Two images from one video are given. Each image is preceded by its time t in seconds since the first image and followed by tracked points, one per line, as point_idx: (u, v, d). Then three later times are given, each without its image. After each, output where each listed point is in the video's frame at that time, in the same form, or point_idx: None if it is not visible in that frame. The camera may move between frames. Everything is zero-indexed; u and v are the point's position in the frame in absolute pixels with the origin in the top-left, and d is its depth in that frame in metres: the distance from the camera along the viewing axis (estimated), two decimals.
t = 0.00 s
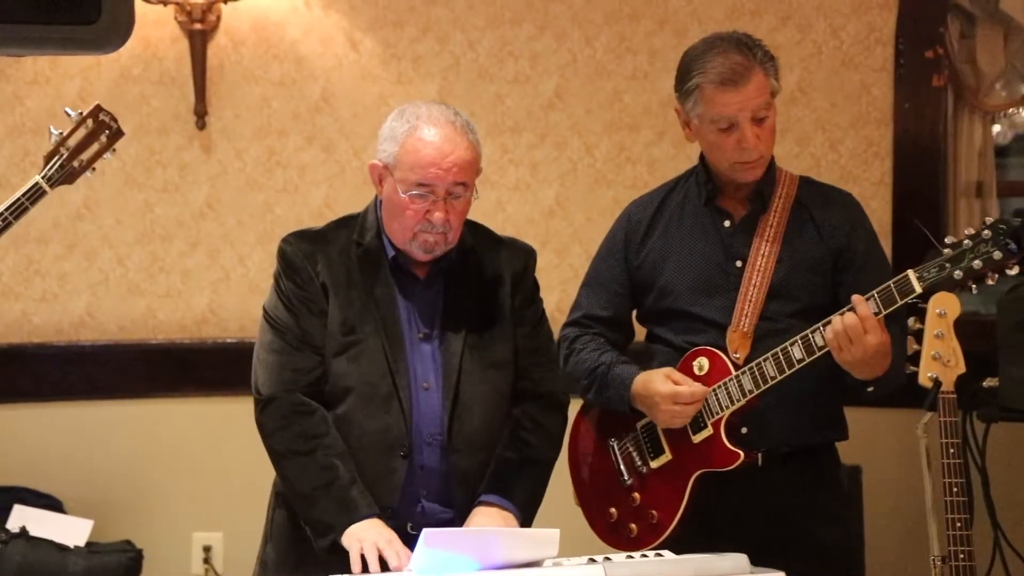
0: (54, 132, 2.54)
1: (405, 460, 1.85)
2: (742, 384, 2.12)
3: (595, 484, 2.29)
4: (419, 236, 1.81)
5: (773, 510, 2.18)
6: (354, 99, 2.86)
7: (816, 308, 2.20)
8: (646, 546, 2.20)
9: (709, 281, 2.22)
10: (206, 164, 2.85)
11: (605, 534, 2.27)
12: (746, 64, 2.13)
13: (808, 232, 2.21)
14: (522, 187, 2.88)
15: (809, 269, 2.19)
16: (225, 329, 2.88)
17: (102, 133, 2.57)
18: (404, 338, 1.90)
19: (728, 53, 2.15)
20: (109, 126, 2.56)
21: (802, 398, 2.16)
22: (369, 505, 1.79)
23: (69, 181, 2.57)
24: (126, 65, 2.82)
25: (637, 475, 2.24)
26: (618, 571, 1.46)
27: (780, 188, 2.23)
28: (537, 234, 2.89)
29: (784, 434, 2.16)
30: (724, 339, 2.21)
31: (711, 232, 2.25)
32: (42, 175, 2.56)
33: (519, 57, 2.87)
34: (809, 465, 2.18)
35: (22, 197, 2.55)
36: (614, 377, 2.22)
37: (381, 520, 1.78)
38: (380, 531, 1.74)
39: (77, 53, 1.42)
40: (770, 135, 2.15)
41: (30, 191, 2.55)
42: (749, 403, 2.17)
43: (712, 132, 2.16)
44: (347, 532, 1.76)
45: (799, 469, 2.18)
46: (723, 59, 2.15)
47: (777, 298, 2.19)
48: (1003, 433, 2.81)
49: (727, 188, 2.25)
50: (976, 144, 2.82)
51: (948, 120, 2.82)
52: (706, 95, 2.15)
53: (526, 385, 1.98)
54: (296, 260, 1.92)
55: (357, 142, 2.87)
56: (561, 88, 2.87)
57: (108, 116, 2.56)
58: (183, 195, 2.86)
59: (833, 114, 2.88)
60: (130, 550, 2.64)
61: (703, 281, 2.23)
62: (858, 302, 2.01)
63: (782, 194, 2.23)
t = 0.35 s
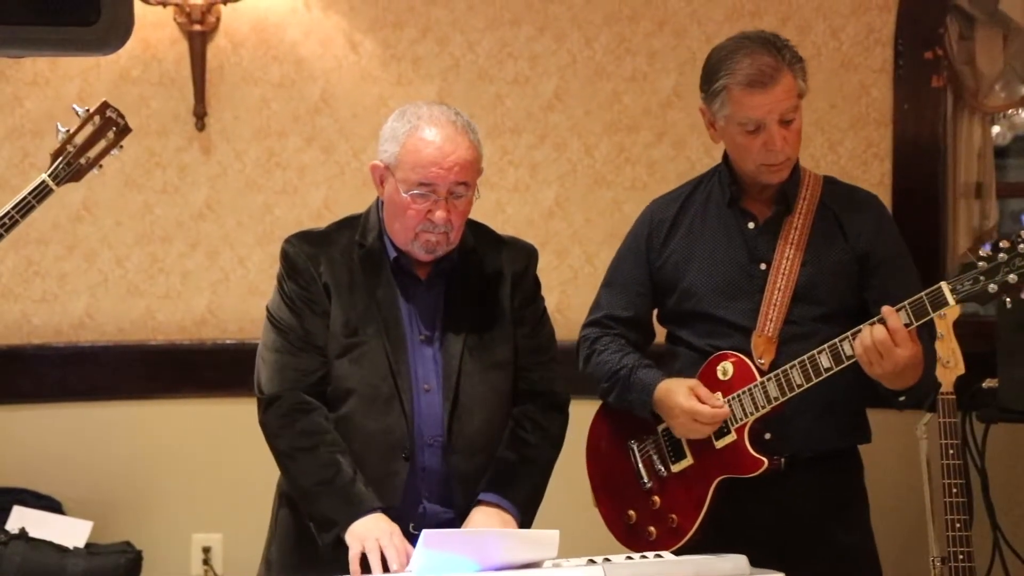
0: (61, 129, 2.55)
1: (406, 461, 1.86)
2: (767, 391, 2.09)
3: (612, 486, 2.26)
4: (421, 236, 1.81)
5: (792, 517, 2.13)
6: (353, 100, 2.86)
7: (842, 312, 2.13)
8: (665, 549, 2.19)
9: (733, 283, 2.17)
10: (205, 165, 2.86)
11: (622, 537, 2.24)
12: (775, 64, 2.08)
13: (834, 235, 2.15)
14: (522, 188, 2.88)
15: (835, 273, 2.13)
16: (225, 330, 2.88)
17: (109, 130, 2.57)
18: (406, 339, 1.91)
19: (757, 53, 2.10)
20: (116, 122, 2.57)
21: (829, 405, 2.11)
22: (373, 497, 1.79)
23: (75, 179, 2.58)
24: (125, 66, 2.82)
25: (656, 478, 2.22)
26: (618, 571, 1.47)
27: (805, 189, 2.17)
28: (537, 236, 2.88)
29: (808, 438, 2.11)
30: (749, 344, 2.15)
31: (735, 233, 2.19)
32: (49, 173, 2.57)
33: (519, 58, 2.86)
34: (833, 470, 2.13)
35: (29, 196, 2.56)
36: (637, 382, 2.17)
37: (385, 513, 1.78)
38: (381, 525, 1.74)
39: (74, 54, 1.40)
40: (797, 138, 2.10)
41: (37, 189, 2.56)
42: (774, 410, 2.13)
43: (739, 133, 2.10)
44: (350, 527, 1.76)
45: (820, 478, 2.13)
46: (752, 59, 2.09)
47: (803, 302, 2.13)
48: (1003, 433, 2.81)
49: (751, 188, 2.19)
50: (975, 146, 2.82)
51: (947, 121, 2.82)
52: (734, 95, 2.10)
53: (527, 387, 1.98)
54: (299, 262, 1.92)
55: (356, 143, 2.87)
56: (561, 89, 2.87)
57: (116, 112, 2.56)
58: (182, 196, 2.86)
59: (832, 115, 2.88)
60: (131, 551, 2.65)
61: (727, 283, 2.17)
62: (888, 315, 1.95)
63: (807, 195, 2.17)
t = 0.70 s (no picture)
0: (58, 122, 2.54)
1: (401, 462, 1.86)
2: (799, 390, 2.04)
3: (643, 492, 2.23)
4: (418, 234, 1.81)
5: (825, 519, 2.11)
6: (347, 101, 2.85)
7: (874, 313, 2.11)
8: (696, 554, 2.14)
9: (762, 282, 2.15)
10: (199, 166, 2.86)
11: (653, 544, 2.21)
12: (817, 58, 2.05)
13: (865, 236, 2.13)
14: (515, 189, 2.88)
15: (867, 273, 2.10)
16: (217, 331, 2.87)
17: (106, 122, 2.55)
18: (401, 340, 1.91)
19: (797, 45, 2.07)
20: (113, 115, 2.54)
21: (861, 406, 2.09)
22: (367, 491, 1.79)
23: (74, 171, 2.57)
24: (118, 67, 2.82)
25: (687, 482, 2.19)
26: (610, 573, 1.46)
27: (836, 189, 2.15)
28: (531, 236, 2.89)
29: (840, 438, 2.08)
30: (778, 343, 2.13)
31: (765, 232, 2.17)
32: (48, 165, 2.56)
33: (512, 58, 2.86)
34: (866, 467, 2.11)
35: (29, 188, 2.55)
36: (664, 384, 2.15)
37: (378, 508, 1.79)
38: (376, 524, 1.74)
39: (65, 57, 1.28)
40: (834, 134, 2.07)
41: (36, 182, 2.55)
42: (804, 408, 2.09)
43: (776, 126, 2.07)
44: (345, 524, 1.76)
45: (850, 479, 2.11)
46: (793, 50, 2.06)
47: (834, 301, 2.11)
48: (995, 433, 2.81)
49: (782, 186, 2.17)
50: (968, 145, 2.80)
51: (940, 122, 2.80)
52: (774, 86, 2.07)
53: (522, 388, 1.99)
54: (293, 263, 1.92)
55: (349, 144, 2.86)
56: (554, 89, 2.86)
57: (112, 106, 2.54)
58: (175, 197, 2.86)
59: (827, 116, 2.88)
60: (123, 552, 2.65)
61: (755, 283, 2.15)
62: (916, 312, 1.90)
63: (838, 194, 2.14)
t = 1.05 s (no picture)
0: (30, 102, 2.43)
1: (388, 463, 1.86)
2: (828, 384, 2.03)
3: (678, 500, 2.24)
4: (404, 234, 1.81)
5: (881, 524, 2.16)
6: (332, 101, 2.85)
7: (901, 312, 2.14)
8: (731, 561, 2.15)
9: (789, 284, 2.17)
10: (183, 166, 2.85)
11: (690, 551, 2.21)
12: (848, 53, 2.09)
13: (893, 235, 2.16)
14: (501, 189, 2.88)
15: (895, 272, 2.13)
16: (203, 330, 2.88)
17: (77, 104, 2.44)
18: (389, 341, 1.91)
19: (830, 40, 2.11)
20: (84, 96, 2.43)
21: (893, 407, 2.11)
22: (353, 506, 1.80)
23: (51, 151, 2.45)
24: (102, 66, 2.81)
25: (721, 488, 2.19)
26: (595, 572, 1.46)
27: (863, 189, 2.18)
28: (515, 236, 2.89)
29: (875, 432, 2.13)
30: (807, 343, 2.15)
31: (791, 233, 2.19)
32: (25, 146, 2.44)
33: (498, 58, 2.85)
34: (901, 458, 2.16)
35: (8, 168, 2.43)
36: (695, 391, 2.18)
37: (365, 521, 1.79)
38: (363, 533, 1.75)
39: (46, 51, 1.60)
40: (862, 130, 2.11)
41: (14, 160, 2.43)
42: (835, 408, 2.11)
43: (805, 121, 2.11)
44: (329, 536, 1.76)
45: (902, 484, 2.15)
46: (824, 45, 2.10)
47: (862, 300, 2.14)
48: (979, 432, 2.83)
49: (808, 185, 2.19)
50: (951, 144, 2.81)
51: (924, 124, 2.80)
52: (805, 81, 2.10)
53: (509, 387, 1.99)
54: (281, 263, 1.92)
55: (334, 144, 2.86)
56: (540, 89, 2.86)
57: (83, 87, 2.43)
58: (160, 198, 2.85)
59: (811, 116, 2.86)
60: (107, 552, 2.63)
61: (783, 285, 2.17)
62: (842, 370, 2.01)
63: (864, 195, 2.17)
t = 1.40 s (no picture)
0: None
1: (367, 461, 1.85)
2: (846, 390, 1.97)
3: (683, 494, 2.15)
4: (385, 232, 1.81)
5: (878, 528, 2.04)
6: (309, 100, 2.84)
7: (914, 316, 2.06)
8: (729, 559, 2.07)
9: (802, 281, 2.08)
10: (159, 165, 2.84)
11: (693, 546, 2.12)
12: (872, 53, 1.99)
13: (906, 236, 2.07)
14: (478, 188, 2.88)
15: (908, 275, 2.05)
16: (179, 330, 2.87)
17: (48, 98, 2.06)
18: (367, 340, 1.91)
19: (853, 37, 2.00)
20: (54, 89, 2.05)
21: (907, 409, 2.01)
22: (330, 492, 1.78)
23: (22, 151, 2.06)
24: (77, 65, 2.80)
25: (729, 485, 2.09)
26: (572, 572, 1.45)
27: (876, 191, 2.09)
28: (493, 235, 2.89)
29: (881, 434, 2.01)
30: (821, 345, 2.05)
31: (804, 229, 2.10)
32: None
33: (475, 58, 2.85)
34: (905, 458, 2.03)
35: None
36: (708, 387, 2.08)
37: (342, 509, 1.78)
38: (341, 525, 1.74)
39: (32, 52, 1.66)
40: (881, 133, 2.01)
41: None
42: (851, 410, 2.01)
43: (824, 120, 2.00)
44: (306, 526, 1.75)
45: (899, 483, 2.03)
46: (847, 42, 2.00)
47: (876, 303, 2.05)
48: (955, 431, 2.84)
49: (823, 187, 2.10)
50: (927, 145, 2.81)
51: (897, 124, 2.81)
52: (827, 79, 1.99)
53: (487, 386, 1.99)
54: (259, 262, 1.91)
55: (312, 143, 2.86)
56: (517, 89, 2.86)
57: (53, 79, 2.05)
58: (136, 197, 2.84)
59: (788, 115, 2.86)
60: (82, 552, 2.65)
61: (797, 281, 2.08)
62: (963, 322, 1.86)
63: (878, 196, 2.09)
